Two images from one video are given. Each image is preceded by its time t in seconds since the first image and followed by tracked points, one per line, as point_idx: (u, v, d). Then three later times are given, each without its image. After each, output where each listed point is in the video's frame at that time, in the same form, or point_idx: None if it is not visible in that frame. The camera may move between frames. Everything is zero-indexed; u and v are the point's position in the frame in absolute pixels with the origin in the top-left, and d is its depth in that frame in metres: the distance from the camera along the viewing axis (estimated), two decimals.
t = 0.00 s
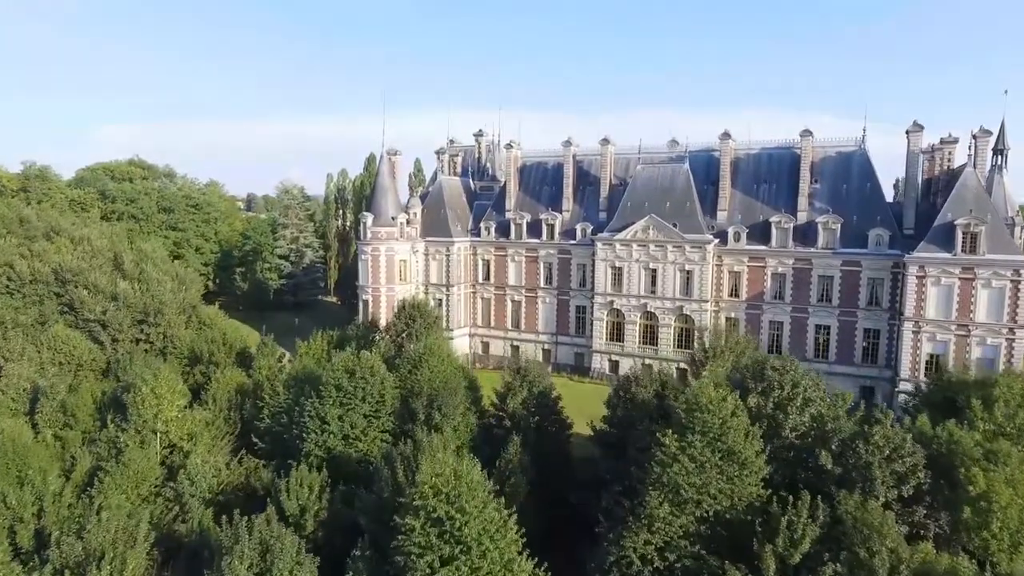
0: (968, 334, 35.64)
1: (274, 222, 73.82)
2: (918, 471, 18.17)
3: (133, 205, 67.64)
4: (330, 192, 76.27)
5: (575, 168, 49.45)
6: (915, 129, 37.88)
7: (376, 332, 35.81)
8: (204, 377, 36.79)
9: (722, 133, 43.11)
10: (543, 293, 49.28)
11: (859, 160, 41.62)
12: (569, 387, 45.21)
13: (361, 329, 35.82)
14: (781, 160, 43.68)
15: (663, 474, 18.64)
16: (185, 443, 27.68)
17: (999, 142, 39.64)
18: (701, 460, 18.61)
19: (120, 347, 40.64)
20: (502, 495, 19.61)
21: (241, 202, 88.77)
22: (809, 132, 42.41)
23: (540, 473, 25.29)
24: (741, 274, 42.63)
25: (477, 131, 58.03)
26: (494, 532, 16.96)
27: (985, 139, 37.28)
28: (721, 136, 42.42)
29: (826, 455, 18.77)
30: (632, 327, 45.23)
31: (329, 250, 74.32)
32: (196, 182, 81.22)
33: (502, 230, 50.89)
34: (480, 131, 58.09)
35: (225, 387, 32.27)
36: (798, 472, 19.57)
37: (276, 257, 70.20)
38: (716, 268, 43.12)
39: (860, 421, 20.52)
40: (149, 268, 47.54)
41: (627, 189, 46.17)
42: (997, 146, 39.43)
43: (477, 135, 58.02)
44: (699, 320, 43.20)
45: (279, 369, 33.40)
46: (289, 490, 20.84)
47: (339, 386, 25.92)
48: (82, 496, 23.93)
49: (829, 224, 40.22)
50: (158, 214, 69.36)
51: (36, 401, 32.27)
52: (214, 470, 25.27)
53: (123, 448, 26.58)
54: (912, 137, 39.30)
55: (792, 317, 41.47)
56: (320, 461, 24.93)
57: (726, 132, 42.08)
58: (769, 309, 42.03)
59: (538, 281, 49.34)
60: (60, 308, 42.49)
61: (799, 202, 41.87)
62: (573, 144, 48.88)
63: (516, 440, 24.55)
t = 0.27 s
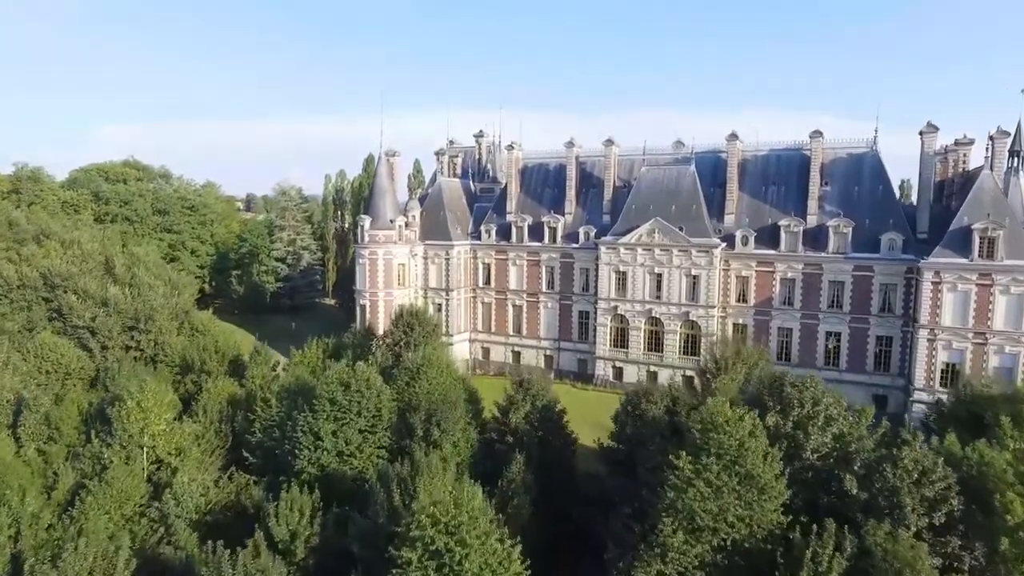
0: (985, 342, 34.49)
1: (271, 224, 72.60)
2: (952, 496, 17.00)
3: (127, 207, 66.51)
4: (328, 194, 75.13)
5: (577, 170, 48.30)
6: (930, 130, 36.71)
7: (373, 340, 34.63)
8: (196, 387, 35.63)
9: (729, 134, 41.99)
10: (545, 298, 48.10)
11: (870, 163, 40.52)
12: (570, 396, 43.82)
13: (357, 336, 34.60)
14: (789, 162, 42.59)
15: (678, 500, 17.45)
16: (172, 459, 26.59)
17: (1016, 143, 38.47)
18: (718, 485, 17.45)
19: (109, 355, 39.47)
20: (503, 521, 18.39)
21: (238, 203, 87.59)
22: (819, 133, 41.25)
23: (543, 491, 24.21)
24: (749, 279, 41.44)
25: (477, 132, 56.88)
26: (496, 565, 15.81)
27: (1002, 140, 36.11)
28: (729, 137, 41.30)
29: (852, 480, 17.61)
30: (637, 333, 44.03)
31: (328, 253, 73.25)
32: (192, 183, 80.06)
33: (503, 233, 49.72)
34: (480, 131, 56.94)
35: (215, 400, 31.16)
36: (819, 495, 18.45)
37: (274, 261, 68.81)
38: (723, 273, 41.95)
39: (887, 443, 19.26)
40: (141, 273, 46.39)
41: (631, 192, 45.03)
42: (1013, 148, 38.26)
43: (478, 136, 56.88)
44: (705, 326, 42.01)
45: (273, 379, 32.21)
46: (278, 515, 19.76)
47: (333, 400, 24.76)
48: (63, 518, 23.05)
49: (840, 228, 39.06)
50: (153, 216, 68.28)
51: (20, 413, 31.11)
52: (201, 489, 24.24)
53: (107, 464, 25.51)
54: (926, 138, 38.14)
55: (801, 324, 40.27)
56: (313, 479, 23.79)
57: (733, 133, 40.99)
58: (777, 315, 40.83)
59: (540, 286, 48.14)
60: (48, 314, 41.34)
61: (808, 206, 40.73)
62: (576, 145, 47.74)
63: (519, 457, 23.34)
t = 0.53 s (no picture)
0: (1007, 353, 33.10)
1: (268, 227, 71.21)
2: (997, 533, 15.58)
3: (120, 210, 65.16)
4: (326, 196, 73.83)
5: (581, 173, 46.93)
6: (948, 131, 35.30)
7: (369, 351, 33.26)
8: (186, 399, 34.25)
9: (738, 136, 40.61)
10: (548, 305, 46.74)
11: (885, 165, 39.10)
12: (573, 404, 42.42)
13: (354, 347, 33.20)
14: (801, 165, 41.21)
15: (698, 537, 16.09)
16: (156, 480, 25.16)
17: None
18: (741, 521, 16.10)
19: (97, 365, 38.08)
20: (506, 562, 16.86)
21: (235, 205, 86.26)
22: (832, 135, 39.86)
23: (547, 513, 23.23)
24: (760, 286, 40.05)
25: (478, 133, 55.53)
26: None
27: None
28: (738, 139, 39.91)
29: (886, 514, 16.25)
30: (642, 342, 42.66)
31: (326, 254, 72.99)
32: (188, 185, 78.76)
33: (504, 238, 48.35)
34: (481, 133, 55.59)
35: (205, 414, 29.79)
36: (849, 530, 17.15)
37: (270, 263, 67.86)
38: (732, 280, 40.56)
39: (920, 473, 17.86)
40: (132, 278, 45.02)
41: (637, 195, 43.64)
42: None
43: (478, 137, 55.52)
44: (714, 334, 40.65)
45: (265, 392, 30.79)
46: (265, 548, 18.47)
47: (325, 418, 23.46)
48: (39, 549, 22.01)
49: (854, 233, 37.66)
50: (146, 219, 66.98)
51: None
52: (186, 514, 22.81)
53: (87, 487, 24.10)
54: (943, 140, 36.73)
55: (814, 333, 38.90)
56: (304, 504, 22.58)
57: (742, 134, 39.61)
58: (789, 324, 39.46)
59: (543, 292, 46.77)
60: (34, 321, 39.96)
61: (820, 210, 39.36)
62: (580, 147, 46.37)
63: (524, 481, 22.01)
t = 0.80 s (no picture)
0: None
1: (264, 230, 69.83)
2: None
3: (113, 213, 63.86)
4: (324, 199, 72.56)
5: (585, 176, 45.57)
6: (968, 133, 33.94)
7: (366, 363, 31.88)
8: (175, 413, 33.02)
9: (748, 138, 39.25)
10: (551, 312, 45.38)
11: (901, 169, 37.73)
12: (580, 417, 40.95)
13: (349, 360, 31.76)
14: (813, 168, 39.83)
15: None
16: (141, 504, 23.90)
17: None
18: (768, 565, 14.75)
19: (83, 376, 36.68)
20: None
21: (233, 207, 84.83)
22: (845, 137, 38.49)
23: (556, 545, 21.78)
24: (771, 293, 38.67)
25: (479, 135, 54.16)
26: None
27: None
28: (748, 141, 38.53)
29: (927, 557, 14.85)
30: (649, 351, 41.29)
31: (324, 257, 71.81)
32: (183, 188, 77.49)
33: (506, 243, 46.97)
34: (482, 134, 54.23)
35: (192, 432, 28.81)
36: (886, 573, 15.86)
37: (266, 268, 66.05)
38: (742, 287, 39.18)
39: (961, 510, 16.49)
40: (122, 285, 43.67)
41: (643, 199, 42.28)
42: None
43: (479, 139, 54.16)
44: (723, 344, 39.30)
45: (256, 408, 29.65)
46: None
47: (318, 440, 22.12)
48: None
49: (870, 239, 36.27)
50: (140, 222, 65.65)
51: None
52: (169, 544, 21.78)
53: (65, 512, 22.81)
54: (963, 142, 35.36)
55: (827, 343, 37.54)
56: (295, 533, 21.25)
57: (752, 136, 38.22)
58: (801, 333, 38.10)
59: (546, 299, 45.40)
60: (20, 330, 38.59)
61: (834, 214, 37.99)
62: (583, 149, 45.00)
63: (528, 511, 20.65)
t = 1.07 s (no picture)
0: None
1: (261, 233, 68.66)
2: None
3: (106, 216, 62.74)
4: (323, 201, 71.43)
5: (588, 179, 44.41)
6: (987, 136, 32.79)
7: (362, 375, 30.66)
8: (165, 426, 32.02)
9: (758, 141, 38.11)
10: (553, 318, 44.21)
11: (915, 173, 36.58)
12: (587, 430, 39.78)
13: (345, 371, 30.51)
14: (824, 171, 38.70)
15: None
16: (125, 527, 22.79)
17: None
18: None
19: (71, 387, 35.54)
20: None
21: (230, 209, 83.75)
22: (857, 139, 37.35)
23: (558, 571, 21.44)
24: (781, 301, 37.49)
25: (480, 136, 53.04)
26: None
27: None
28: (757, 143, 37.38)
29: None
30: (654, 359, 40.12)
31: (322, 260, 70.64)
32: (180, 190, 76.42)
33: (507, 247, 45.83)
34: (483, 136, 53.10)
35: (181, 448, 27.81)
36: None
37: (263, 272, 64.92)
38: (751, 294, 38.01)
39: (998, 548, 16.03)
40: (112, 291, 42.51)
41: (648, 203, 41.13)
42: None
43: (480, 141, 53.03)
44: (731, 352, 38.14)
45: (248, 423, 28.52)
46: None
47: (310, 461, 20.98)
48: None
49: (883, 245, 35.10)
50: (134, 225, 64.59)
51: None
52: (152, 573, 20.81)
53: (44, 536, 21.74)
54: (980, 146, 34.20)
55: (839, 352, 36.38)
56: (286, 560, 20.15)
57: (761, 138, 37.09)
58: (811, 342, 36.94)
59: (548, 305, 44.24)
60: (6, 338, 37.44)
61: (845, 219, 36.86)
62: (587, 151, 43.85)
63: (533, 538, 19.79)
